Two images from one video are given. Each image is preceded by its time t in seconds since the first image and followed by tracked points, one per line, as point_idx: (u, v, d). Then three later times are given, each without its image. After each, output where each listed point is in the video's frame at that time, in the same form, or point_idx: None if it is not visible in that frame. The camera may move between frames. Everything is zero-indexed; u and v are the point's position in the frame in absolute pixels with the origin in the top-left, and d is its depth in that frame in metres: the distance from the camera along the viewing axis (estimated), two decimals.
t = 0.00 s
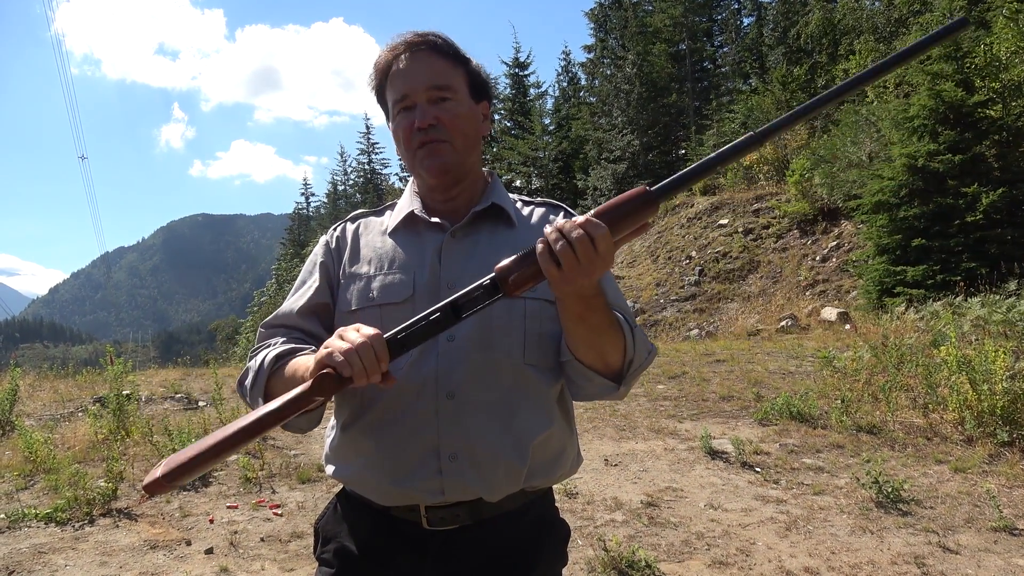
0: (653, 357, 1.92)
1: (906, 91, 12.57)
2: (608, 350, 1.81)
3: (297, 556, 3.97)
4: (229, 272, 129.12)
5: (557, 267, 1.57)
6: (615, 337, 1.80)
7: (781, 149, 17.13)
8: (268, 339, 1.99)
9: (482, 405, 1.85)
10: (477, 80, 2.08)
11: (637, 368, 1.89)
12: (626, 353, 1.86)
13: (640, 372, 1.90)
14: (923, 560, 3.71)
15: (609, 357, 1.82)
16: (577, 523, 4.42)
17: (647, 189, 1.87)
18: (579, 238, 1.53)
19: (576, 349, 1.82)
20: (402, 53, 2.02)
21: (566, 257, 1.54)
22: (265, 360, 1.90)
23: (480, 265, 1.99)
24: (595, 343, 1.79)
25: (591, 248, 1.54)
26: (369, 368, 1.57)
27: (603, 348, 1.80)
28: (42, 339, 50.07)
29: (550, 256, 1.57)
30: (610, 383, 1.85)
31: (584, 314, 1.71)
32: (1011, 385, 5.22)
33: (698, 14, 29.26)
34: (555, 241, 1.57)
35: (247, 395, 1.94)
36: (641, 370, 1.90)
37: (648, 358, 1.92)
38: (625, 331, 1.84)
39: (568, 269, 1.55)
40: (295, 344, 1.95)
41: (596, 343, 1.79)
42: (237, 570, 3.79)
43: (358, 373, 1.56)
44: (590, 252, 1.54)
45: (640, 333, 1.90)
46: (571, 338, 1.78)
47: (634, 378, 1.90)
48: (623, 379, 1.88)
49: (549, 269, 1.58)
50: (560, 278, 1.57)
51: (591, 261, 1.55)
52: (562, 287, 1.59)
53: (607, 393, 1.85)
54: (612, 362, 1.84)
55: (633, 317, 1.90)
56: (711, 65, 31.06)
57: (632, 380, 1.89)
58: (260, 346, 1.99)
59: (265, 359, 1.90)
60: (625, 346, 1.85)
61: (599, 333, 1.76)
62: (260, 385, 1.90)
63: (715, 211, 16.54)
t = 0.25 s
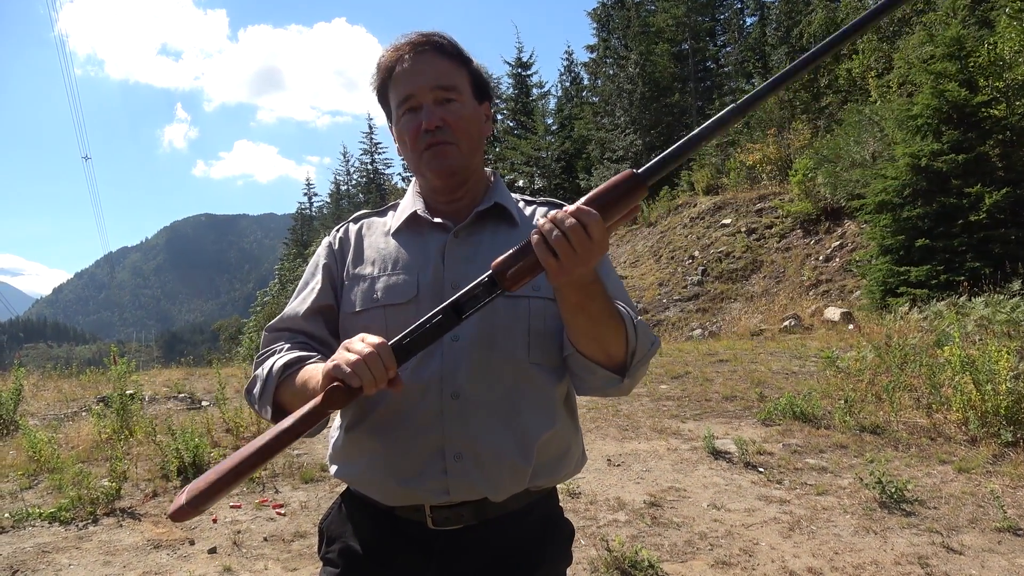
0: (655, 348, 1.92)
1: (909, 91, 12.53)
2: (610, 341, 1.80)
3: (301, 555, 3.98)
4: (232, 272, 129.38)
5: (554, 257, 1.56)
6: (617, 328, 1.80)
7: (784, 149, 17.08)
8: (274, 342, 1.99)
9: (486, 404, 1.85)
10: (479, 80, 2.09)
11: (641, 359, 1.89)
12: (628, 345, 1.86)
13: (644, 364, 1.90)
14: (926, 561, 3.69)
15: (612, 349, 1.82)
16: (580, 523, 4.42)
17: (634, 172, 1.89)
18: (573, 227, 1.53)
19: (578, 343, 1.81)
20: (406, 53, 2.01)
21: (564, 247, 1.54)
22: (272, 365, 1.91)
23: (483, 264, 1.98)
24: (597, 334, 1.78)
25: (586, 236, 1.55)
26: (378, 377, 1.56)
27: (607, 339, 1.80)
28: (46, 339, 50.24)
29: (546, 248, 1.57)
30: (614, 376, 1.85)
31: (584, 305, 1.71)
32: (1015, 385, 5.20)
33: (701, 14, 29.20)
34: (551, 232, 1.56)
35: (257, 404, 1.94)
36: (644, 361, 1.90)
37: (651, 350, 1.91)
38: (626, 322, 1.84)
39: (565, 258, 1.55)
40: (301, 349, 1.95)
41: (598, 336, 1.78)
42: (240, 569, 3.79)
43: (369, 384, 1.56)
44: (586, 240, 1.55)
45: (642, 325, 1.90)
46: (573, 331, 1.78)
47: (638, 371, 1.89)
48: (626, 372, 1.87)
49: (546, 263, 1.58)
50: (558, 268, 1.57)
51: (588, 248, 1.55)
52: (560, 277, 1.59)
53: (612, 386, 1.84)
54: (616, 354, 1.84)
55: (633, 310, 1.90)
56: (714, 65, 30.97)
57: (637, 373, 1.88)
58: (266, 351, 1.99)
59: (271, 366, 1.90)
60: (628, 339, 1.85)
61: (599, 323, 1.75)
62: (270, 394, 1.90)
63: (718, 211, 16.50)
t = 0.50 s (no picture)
0: (660, 342, 1.91)
1: (914, 89, 12.48)
2: (615, 336, 1.79)
3: (305, 554, 3.98)
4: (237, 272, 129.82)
5: (554, 254, 1.55)
6: (622, 323, 1.78)
7: (788, 148, 17.02)
8: (280, 344, 1.99)
9: (490, 403, 1.84)
10: (481, 82, 2.07)
11: (646, 355, 1.87)
12: (632, 339, 1.85)
13: (649, 360, 1.88)
14: (932, 561, 3.67)
15: (616, 344, 1.81)
16: (584, 523, 4.41)
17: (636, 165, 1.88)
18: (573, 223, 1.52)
19: (582, 339, 1.80)
20: (406, 61, 1.99)
21: (565, 243, 1.53)
22: (278, 365, 1.91)
23: (487, 263, 1.98)
24: (600, 330, 1.77)
25: (587, 232, 1.54)
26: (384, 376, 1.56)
27: (611, 335, 1.79)
28: (52, 339, 50.53)
29: (547, 243, 1.56)
30: (619, 370, 1.83)
31: (588, 301, 1.69)
32: (1021, 385, 5.18)
33: (705, 13, 29.14)
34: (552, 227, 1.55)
35: (263, 405, 1.94)
36: (649, 356, 1.88)
37: (656, 344, 1.90)
38: (630, 318, 1.82)
39: (566, 253, 1.54)
40: (307, 349, 1.95)
41: (602, 331, 1.77)
42: (244, 569, 3.80)
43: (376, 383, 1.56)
44: (588, 235, 1.53)
45: (646, 319, 1.89)
46: (576, 326, 1.77)
47: (643, 367, 1.88)
48: (630, 367, 1.86)
49: (547, 258, 1.57)
50: (559, 264, 1.56)
51: (590, 244, 1.54)
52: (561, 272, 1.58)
53: (616, 381, 1.83)
54: (621, 350, 1.82)
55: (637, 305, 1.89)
56: (719, 64, 30.88)
57: (642, 368, 1.87)
58: (272, 352, 1.99)
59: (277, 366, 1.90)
60: (632, 335, 1.84)
61: (603, 317, 1.74)
62: (276, 396, 1.90)
63: (722, 211, 16.45)
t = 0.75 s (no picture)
0: (660, 346, 1.90)
1: (919, 89, 12.45)
2: (613, 337, 1.78)
3: (309, 554, 3.99)
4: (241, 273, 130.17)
5: (537, 220, 1.66)
6: (620, 324, 1.78)
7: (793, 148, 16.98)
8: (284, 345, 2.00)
9: (493, 405, 1.84)
10: (484, 82, 2.06)
11: (645, 358, 1.86)
12: (632, 342, 1.84)
13: (649, 362, 1.88)
14: (936, 562, 3.65)
15: (614, 345, 1.80)
16: (588, 523, 4.40)
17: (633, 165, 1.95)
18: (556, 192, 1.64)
19: (580, 339, 1.80)
20: (410, 63, 1.98)
21: (547, 211, 1.64)
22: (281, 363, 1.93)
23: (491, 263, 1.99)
24: (599, 330, 1.76)
25: (569, 201, 1.65)
26: (360, 329, 1.75)
27: (610, 335, 1.78)
28: (57, 339, 50.70)
29: (533, 212, 1.67)
30: (617, 372, 1.82)
31: (582, 295, 1.69)
32: None
33: (709, 13, 29.08)
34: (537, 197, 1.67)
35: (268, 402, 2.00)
36: (649, 359, 1.87)
37: (655, 349, 1.89)
38: (630, 320, 1.81)
39: (548, 221, 1.64)
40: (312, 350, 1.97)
41: (600, 331, 1.76)
42: (248, 569, 3.81)
43: (349, 332, 1.75)
44: (568, 204, 1.64)
45: (646, 323, 1.88)
46: (574, 325, 1.77)
47: (642, 370, 1.87)
48: (631, 370, 1.85)
49: (531, 227, 1.66)
50: (542, 231, 1.64)
51: (571, 212, 1.64)
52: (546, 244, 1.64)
53: (614, 384, 1.82)
54: (619, 352, 1.82)
55: (638, 310, 1.89)
56: (722, 64, 30.81)
57: (641, 371, 1.86)
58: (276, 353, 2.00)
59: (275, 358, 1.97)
60: (632, 337, 1.83)
61: (599, 316, 1.73)
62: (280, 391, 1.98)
63: (726, 211, 16.44)
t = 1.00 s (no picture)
0: (665, 347, 1.89)
1: (923, 88, 12.40)
2: (619, 337, 1.78)
3: (312, 553, 3.99)
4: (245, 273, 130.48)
5: (544, 221, 1.65)
6: (626, 324, 1.77)
7: (797, 147, 16.92)
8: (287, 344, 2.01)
9: (497, 404, 1.84)
10: (491, 84, 2.07)
11: (649, 358, 1.86)
12: (637, 342, 1.84)
13: (653, 363, 1.87)
14: (941, 563, 3.64)
15: (620, 345, 1.80)
16: (591, 523, 4.40)
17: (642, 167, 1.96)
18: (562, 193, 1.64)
19: (586, 339, 1.80)
20: (419, 60, 1.98)
21: (554, 211, 1.64)
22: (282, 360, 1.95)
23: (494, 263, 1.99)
24: (604, 330, 1.76)
25: (575, 202, 1.65)
26: (363, 322, 1.74)
27: (615, 336, 1.78)
28: (61, 339, 50.97)
29: (539, 212, 1.67)
30: (623, 372, 1.82)
31: (589, 295, 1.69)
32: None
33: (712, 13, 29.03)
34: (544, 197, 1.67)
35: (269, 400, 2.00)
36: (654, 359, 1.87)
37: (660, 349, 1.89)
38: (635, 320, 1.81)
39: (555, 221, 1.64)
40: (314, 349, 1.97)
41: (605, 331, 1.76)
42: (252, 568, 3.81)
43: (352, 324, 1.74)
44: (574, 204, 1.64)
45: (651, 323, 1.88)
46: (579, 325, 1.77)
47: (647, 370, 1.87)
48: (635, 370, 1.84)
49: (538, 226, 1.66)
50: (548, 231, 1.64)
51: (577, 212, 1.64)
52: (552, 243, 1.64)
53: (619, 384, 1.81)
54: (624, 353, 1.81)
55: (642, 310, 1.89)
56: (726, 63, 30.76)
57: (645, 372, 1.86)
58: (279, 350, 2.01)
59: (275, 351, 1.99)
60: (636, 337, 1.83)
61: (605, 316, 1.73)
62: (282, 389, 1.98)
63: (730, 211, 16.41)
